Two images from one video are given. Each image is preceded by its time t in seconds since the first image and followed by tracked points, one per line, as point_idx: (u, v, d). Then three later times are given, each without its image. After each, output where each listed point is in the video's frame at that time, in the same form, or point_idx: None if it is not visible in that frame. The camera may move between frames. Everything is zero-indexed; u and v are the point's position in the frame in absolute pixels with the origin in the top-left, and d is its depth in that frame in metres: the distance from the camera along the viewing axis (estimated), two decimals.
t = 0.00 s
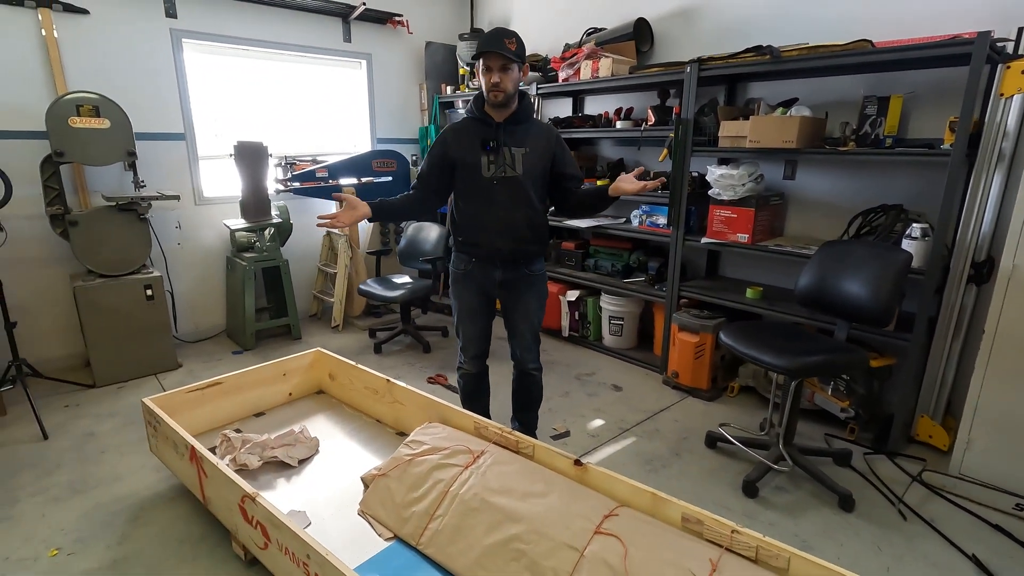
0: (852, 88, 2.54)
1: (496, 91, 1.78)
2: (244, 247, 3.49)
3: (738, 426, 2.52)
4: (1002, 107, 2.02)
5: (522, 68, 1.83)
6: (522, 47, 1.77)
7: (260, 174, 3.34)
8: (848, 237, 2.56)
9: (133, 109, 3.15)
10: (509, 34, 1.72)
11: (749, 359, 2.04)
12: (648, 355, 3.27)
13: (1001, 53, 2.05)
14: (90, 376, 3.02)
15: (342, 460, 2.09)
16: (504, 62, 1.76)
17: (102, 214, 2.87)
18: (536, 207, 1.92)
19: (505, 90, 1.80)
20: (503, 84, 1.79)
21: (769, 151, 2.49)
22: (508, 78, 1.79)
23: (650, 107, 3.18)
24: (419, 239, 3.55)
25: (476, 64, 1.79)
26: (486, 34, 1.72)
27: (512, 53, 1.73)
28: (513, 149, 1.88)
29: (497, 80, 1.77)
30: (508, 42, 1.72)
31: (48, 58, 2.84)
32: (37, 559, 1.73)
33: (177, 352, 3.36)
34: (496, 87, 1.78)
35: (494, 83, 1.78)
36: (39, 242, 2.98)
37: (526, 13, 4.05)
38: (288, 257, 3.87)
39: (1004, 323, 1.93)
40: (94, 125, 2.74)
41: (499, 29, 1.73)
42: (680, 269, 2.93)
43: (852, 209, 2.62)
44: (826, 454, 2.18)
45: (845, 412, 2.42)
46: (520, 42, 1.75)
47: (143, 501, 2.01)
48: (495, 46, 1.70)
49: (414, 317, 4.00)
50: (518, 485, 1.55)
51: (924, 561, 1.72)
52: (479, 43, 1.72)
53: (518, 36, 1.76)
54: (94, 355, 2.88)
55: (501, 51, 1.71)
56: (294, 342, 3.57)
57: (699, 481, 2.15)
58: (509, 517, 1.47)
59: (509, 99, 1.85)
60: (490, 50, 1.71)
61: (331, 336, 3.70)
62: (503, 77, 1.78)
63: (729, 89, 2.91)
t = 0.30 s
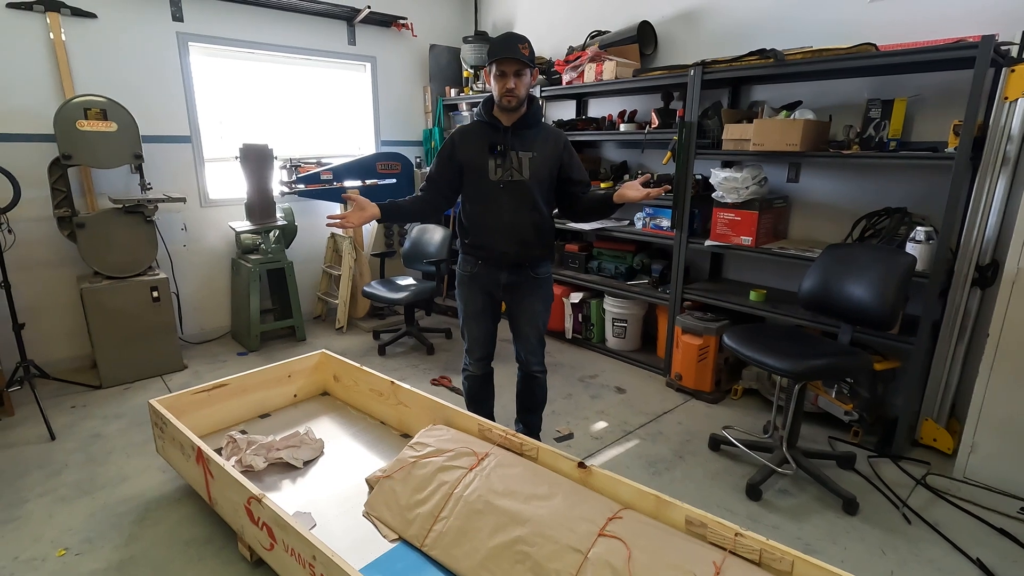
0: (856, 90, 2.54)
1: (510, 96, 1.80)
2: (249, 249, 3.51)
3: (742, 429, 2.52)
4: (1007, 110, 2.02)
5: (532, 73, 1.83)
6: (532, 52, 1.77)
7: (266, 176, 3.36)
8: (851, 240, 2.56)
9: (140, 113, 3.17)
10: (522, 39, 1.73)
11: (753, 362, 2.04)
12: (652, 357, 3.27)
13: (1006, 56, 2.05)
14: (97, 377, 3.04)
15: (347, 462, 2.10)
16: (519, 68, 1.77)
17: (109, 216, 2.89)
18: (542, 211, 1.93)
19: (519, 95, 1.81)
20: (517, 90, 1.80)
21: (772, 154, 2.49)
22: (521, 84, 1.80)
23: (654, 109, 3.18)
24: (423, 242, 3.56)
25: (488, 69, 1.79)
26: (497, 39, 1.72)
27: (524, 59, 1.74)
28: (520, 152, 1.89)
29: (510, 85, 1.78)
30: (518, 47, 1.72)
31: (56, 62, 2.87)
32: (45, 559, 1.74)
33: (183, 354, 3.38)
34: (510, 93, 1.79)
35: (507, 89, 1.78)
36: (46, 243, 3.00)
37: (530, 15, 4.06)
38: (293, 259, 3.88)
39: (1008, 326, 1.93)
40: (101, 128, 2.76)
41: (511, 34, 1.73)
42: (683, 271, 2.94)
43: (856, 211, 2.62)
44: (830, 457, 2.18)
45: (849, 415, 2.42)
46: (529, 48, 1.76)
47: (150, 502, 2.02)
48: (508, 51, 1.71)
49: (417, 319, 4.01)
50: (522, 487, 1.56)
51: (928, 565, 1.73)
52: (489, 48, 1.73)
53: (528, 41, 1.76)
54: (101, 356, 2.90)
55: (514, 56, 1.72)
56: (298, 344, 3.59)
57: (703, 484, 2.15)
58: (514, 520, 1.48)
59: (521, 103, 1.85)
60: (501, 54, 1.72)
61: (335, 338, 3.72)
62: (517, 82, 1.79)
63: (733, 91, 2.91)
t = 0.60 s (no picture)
0: (859, 92, 2.54)
1: (516, 106, 1.81)
2: (253, 250, 3.49)
3: (744, 430, 2.52)
4: (1011, 112, 2.02)
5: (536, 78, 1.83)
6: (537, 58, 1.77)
7: (269, 178, 3.37)
8: (854, 242, 2.56)
9: (145, 114, 3.19)
10: (530, 48, 1.73)
11: (757, 363, 2.04)
12: (654, 358, 3.27)
13: (1009, 58, 2.05)
14: (102, 377, 3.05)
15: (350, 462, 2.11)
16: (526, 78, 1.77)
17: (114, 216, 2.91)
18: (546, 213, 1.93)
19: (525, 105, 1.82)
20: (524, 99, 1.80)
21: (776, 156, 2.49)
22: (528, 94, 1.80)
23: (656, 110, 3.18)
24: (426, 243, 3.57)
25: (495, 77, 1.79)
26: (502, 47, 1.72)
27: (529, 68, 1.74)
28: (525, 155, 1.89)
29: (516, 95, 1.79)
30: (523, 54, 1.72)
31: (62, 64, 2.88)
32: (50, 558, 1.76)
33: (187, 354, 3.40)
34: (516, 103, 1.80)
35: (513, 99, 1.79)
36: (51, 244, 3.02)
37: (533, 16, 4.07)
38: (296, 259, 3.90)
39: (1012, 328, 1.92)
40: (106, 129, 2.78)
41: (516, 41, 1.73)
42: (686, 272, 2.94)
43: (860, 213, 2.62)
44: (832, 459, 2.18)
45: (852, 417, 2.42)
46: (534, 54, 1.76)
47: (154, 502, 2.03)
48: (514, 62, 1.71)
49: (420, 320, 4.02)
50: (525, 488, 1.57)
51: (932, 568, 1.72)
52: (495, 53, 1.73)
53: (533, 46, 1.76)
54: (106, 356, 2.91)
55: (519, 66, 1.72)
56: (302, 344, 3.60)
57: (705, 485, 2.15)
58: (517, 521, 1.48)
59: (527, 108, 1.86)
60: (506, 61, 1.72)
61: (339, 338, 3.73)
62: (522, 93, 1.79)
63: (736, 93, 2.92)
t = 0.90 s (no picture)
0: (862, 93, 2.54)
1: (517, 114, 1.82)
2: (256, 250, 3.51)
3: (746, 432, 2.52)
4: (1014, 114, 2.02)
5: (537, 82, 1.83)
6: (537, 64, 1.77)
7: (273, 178, 3.39)
8: (857, 243, 2.56)
9: (150, 115, 3.20)
10: (529, 54, 1.73)
11: (759, 365, 2.04)
12: (656, 359, 3.27)
13: (1012, 60, 2.03)
14: (106, 377, 3.07)
15: (353, 462, 2.11)
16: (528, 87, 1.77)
17: (118, 217, 2.92)
18: (547, 215, 1.94)
19: (527, 111, 1.82)
20: (524, 106, 1.81)
21: (778, 157, 2.49)
22: (530, 100, 1.81)
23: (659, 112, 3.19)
24: (429, 243, 3.57)
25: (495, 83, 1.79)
26: (501, 56, 1.72)
27: (529, 78, 1.75)
28: (526, 158, 1.90)
29: (516, 103, 1.79)
30: (523, 61, 1.72)
31: (68, 66, 2.90)
32: (55, 557, 1.77)
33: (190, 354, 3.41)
34: (517, 111, 1.81)
35: (513, 107, 1.80)
36: (56, 244, 3.03)
37: (535, 17, 4.07)
38: (299, 260, 3.91)
39: (1015, 330, 1.92)
40: (111, 130, 2.79)
41: (516, 49, 1.73)
42: (689, 274, 2.94)
43: (863, 214, 2.62)
44: (835, 461, 2.18)
45: (855, 419, 2.40)
46: (534, 60, 1.75)
47: (158, 501, 2.04)
48: (514, 73, 1.72)
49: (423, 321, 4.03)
50: (527, 489, 1.57)
51: (934, 570, 1.72)
52: (495, 60, 1.73)
53: (533, 51, 1.76)
54: (110, 356, 2.93)
55: (520, 75, 1.73)
56: (305, 344, 3.61)
57: (707, 487, 2.15)
58: (519, 521, 1.49)
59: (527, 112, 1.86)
60: (506, 68, 1.72)
61: (341, 339, 3.74)
62: (523, 101, 1.79)
63: (738, 95, 2.92)
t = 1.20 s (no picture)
0: (865, 94, 2.54)
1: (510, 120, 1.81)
2: (258, 251, 3.52)
3: (749, 433, 2.51)
4: (1017, 115, 2.01)
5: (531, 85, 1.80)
6: (528, 68, 1.73)
7: (276, 179, 3.39)
8: (860, 244, 2.55)
9: (152, 116, 3.21)
10: (513, 61, 1.70)
11: (760, 366, 2.04)
12: (659, 361, 3.27)
13: (1018, 61, 2.05)
14: (108, 377, 3.07)
15: (354, 463, 2.11)
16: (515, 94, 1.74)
17: (120, 218, 2.92)
18: (545, 217, 1.93)
19: (516, 115, 1.81)
20: (513, 111, 1.79)
21: (781, 158, 2.49)
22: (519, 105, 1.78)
23: (661, 113, 3.19)
24: (431, 244, 3.57)
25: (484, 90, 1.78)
26: (489, 63, 1.71)
27: (517, 85, 1.72)
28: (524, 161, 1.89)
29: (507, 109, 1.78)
30: (512, 67, 1.70)
31: (71, 66, 2.91)
32: (57, 557, 1.76)
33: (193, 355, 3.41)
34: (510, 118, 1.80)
35: (504, 113, 1.79)
36: (60, 245, 3.04)
37: (538, 18, 4.08)
38: (302, 260, 3.92)
39: (1020, 332, 1.91)
40: (114, 131, 2.80)
41: (504, 54, 1.70)
42: (691, 275, 2.94)
43: (866, 215, 2.60)
44: (838, 463, 2.17)
45: (858, 421, 2.41)
46: (525, 64, 1.72)
47: (160, 501, 2.04)
48: (502, 80, 1.70)
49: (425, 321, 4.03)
50: (528, 490, 1.57)
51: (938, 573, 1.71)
52: (484, 66, 1.72)
53: (523, 55, 1.72)
54: (112, 356, 2.93)
55: (507, 82, 1.71)
56: (306, 345, 3.61)
57: (709, 488, 2.15)
58: (520, 523, 1.48)
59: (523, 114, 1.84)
60: (494, 74, 1.71)
61: (343, 339, 3.74)
62: (514, 107, 1.77)
63: (742, 95, 2.91)
